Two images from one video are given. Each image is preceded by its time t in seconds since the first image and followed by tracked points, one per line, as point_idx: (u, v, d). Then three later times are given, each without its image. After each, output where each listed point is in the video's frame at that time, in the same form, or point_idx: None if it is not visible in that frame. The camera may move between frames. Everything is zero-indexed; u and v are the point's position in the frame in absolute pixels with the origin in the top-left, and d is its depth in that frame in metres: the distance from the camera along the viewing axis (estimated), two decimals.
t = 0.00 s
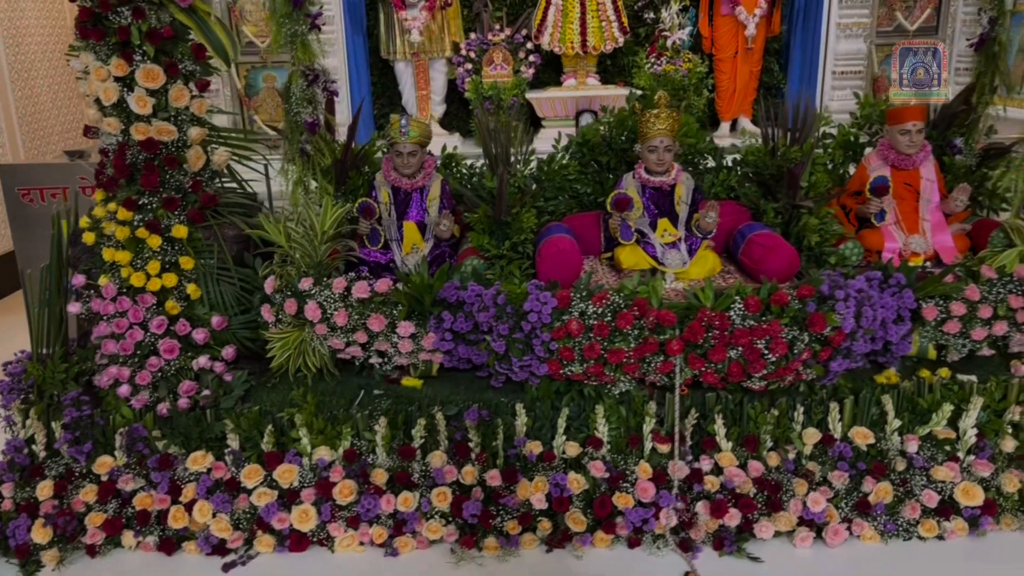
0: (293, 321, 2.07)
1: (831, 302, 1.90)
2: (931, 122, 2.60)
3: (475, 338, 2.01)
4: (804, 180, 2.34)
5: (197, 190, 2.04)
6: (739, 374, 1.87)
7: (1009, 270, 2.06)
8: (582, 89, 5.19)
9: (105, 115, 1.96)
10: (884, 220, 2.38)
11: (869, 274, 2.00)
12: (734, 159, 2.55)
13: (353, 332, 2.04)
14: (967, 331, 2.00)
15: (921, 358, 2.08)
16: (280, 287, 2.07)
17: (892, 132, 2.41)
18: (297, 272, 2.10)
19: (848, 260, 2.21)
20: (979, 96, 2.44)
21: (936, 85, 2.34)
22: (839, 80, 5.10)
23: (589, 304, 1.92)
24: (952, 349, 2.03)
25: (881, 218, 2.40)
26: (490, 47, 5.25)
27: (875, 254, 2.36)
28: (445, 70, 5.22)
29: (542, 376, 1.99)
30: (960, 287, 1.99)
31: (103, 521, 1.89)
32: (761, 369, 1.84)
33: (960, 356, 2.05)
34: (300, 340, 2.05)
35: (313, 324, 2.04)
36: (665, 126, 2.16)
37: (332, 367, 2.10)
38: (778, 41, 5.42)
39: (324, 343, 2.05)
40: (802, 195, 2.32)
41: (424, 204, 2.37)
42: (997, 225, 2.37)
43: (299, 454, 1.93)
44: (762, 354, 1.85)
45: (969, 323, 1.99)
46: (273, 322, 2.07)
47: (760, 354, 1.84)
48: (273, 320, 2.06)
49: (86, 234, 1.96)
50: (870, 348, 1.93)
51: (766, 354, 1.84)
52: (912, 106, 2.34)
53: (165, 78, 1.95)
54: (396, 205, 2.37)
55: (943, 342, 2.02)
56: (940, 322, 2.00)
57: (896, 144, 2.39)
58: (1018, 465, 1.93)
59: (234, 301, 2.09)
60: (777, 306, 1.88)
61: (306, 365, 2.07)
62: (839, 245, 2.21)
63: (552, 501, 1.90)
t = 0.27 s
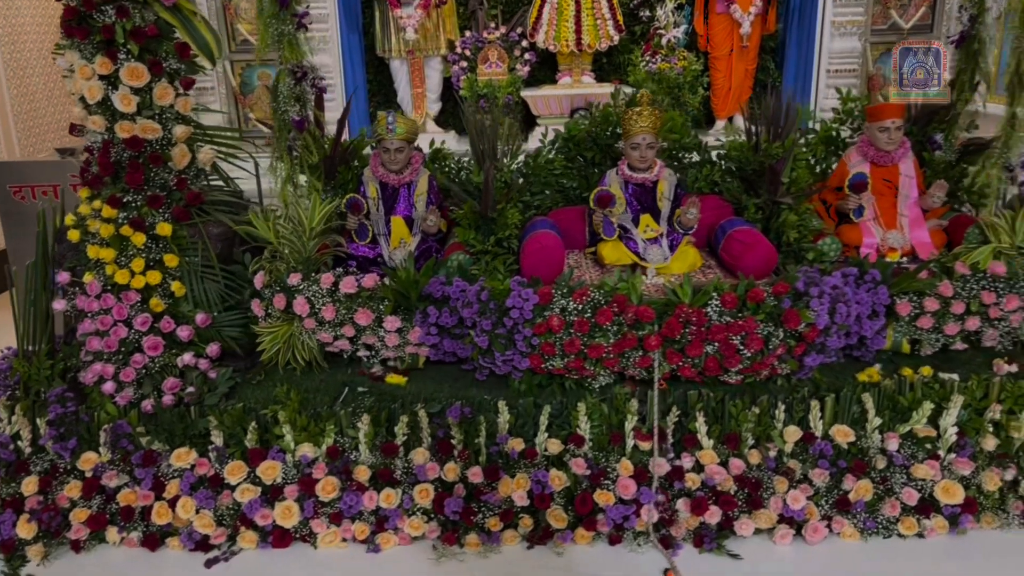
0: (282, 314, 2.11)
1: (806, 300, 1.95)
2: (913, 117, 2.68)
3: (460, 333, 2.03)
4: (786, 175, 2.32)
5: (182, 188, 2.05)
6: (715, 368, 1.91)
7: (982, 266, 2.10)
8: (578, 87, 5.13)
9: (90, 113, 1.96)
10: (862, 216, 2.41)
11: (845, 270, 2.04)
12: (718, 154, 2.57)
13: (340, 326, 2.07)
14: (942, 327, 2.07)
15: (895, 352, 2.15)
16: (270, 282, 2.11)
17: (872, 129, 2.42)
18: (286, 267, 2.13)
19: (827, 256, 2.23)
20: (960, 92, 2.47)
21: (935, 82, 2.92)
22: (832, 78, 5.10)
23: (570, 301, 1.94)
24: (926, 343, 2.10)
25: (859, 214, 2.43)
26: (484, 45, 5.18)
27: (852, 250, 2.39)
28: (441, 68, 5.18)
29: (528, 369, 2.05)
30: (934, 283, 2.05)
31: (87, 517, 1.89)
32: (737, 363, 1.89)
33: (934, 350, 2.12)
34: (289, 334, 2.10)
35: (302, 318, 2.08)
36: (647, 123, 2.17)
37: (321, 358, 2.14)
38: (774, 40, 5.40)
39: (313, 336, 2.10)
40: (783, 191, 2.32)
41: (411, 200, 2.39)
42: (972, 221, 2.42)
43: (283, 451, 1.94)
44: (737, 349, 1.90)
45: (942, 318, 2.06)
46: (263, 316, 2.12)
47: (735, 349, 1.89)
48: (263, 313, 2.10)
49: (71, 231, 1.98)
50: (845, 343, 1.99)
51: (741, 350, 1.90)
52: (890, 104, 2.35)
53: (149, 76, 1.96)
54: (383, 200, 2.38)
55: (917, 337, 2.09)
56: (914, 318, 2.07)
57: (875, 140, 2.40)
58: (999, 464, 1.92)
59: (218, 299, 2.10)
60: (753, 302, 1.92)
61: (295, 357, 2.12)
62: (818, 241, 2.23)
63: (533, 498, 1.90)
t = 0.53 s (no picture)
0: (273, 311, 2.15)
1: (787, 298, 1.98)
2: (895, 116, 2.73)
3: (448, 329, 2.04)
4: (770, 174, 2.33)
5: (170, 188, 2.06)
6: (696, 365, 1.94)
7: (961, 264, 2.16)
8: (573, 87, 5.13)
9: (78, 113, 1.98)
10: (844, 214, 2.45)
11: (826, 268, 2.11)
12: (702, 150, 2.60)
13: (330, 322, 2.10)
14: (919, 323, 2.12)
15: (875, 349, 2.18)
16: (261, 280, 2.14)
17: (854, 128, 2.47)
18: (277, 264, 2.16)
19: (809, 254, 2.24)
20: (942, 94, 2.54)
21: (932, 82, 2.46)
22: (826, 79, 5.11)
23: (554, 299, 1.95)
24: (905, 340, 2.15)
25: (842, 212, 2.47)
26: (480, 45, 5.21)
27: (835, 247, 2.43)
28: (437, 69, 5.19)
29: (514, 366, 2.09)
30: (913, 282, 2.13)
31: (75, 514, 1.90)
32: (718, 360, 1.92)
33: (913, 347, 2.17)
34: (279, 330, 2.13)
35: (292, 315, 2.12)
36: (633, 122, 2.20)
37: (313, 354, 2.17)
38: (769, 40, 5.40)
39: (304, 333, 2.13)
40: (767, 189, 2.33)
41: (401, 197, 2.40)
42: (953, 219, 2.43)
43: (269, 448, 1.95)
44: (718, 347, 1.92)
45: (921, 315, 2.12)
46: (254, 313, 2.15)
47: (716, 347, 1.92)
48: (254, 310, 2.14)
49: (59, 231, 1.99)
50: (823, 340, 2.02)
51: (722, 347, 1.92)
52: (872, 104, 2.38)
53: (137, 76, 1.98)
54: (373, 198, 2.40)
55: (897, 334, 2.14)
56: (893, 315, 2.12)
57: (857, 140, 2.45)
58: (981, 463, 1.93)
59: (206, 297, 2.11)
60: (733, 301, 1.96)
61: (287, 352, 2.15)
62: (799, 240, 2.24)
63: (518, 496, 1.92)
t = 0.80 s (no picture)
0: (260, 310, 2.16)
1: (764, 298, 2.01)
2: (875, 118, 2.76)
3: (432, 329, 2.06)
4: (753, 174, 2.34)
5: (155, 189, 2.08)
6: (676, 364, 1.96)
7: (938, 264, 2.18)
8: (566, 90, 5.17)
9: (64, 115, 2.00)
10: (824, 215, 2.48)
11: (805, 268, 2.13)
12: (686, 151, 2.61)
13: (316, 321, 2.11)
14: (896, 323, 2.15)
15: (854, 348, 2.21)
16: (247, 279, 2.14)
17: (834, 130, 2.51)
18: (263, 264, 2.16)
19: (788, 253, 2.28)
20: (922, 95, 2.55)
21: (932, 84, 2.48)
22: (818, 81, 5.12)
23: (536, 298, 1.97)
24: (882, 339, 2.17)
25: (822, 213, 2.51)
26: (473, 48, 5.22)
27: (815, 247, 2.48)
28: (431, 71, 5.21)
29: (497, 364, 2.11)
30: (890, 282, 2.15)
31: (60, 512, 1.92)
32: (696, 359, 1.94)
33: (890, 347, 2.20)
34: (266, 329, 2.14)
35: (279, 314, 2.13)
36: (615, 123, 2.23)
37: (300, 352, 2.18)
38: (762, 43, 5.42)
39: (290, 332, 2.14)
40: (749, 190, 2.35)
41: (387, 198, 2.40)
42: (930, 219, 2.48)
43: (253, 448, 1.96)
44: (696, 346, 1.94)
45: (898, 315, 2.15)
46: (241, 312, 2.16)
47: (695, 346, 1.94)
48: (241, 309, 2.15)
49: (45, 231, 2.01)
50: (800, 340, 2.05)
51: (700, 346, 1.94)
52: (853, 105, 2.43)
53: (122, 78, 2.00)
54: (359, 198, 2.40)
55: (875, 334, 2.17)
56: (870, 315, 2.15)
57: (837, 141, 2.49)
58: (959, 463, 1.94)
59: (192, 298, 2.12)
60: (712, 301, 1.99)
61: (274, 351, 2.17)
62: (779, 240, 2.28)
63: (499, 495, 1.93)
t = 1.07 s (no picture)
0: (246, 311, 2.17)
1: (748, 300, 2.02)
2: (863, 120, 2.74)
3: (418, 330, 2.06)
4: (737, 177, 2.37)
5: (141, 190, 2.09)
6: (660, 365, 1.96)
7: (922, 266, 2.19)
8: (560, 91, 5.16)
9: (51, 117, 2.01)
10: (810, 217, 2.49)
11: (790, 270, 2.14)
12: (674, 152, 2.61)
13: (302, 323, 2.12)
14: (881, 325, 2.16)
15: (839, 350, 2.21)
16: (234, 281, 2.14)
17: (820, 132, 2.51)
18: (249, 266, 2.17)
19: (774, 255, 2.30)
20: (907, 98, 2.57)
21: (931, 84, 2.40)
22: (811, 83, 5.13)
23: (521, 300, 1.97)
24: (868, 340, 2.18)
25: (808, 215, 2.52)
26: (468, 49, 5.23)
27: (800, 249, 2.49)
28: (425, 73, 5.22)
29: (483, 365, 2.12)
30: (875, 284, 2.15)
31: (46, 512, 1.92)
32: (681, 361, 1.94)
33: (875, 348, 2.20)
34: (252, 330, 2.15)
35: (265, 315, 2.13)
36: (602, 126, 2.24)
37: (286, 354, 2.19)
38: (756, 45, 5.43)
39: (277, 334, 2.15)
40: (736, 192, 2.36)
41: (374, 200, 2.41)
42: (916, 221, 2.48)
43: (238, 449, 1.97)
44: (680, 348, 1.94)
45: (882, 317, 2.16)
46: (228, 314, 2.17)
47: (678, 347, 1.93)
48: (227, 310, 2.16)
49: (31, 233, 2.02)
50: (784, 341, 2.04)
51: (684, 348, 1.94)
52: (838, 108, 2.44)
53: (108, 80, 2.00)
54: (347, 201, 2.41)
55: (860, 335, 2.17)
56: (856, 317, 2.15)
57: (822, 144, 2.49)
58: (943, 465, 1.94)
59: (178, 299, 2.13)
60: (696, 302, 1.98)
61: (260, 352, 2.17)
62: (765, 242, 2.30)
63: (483, 496, 1.94)
